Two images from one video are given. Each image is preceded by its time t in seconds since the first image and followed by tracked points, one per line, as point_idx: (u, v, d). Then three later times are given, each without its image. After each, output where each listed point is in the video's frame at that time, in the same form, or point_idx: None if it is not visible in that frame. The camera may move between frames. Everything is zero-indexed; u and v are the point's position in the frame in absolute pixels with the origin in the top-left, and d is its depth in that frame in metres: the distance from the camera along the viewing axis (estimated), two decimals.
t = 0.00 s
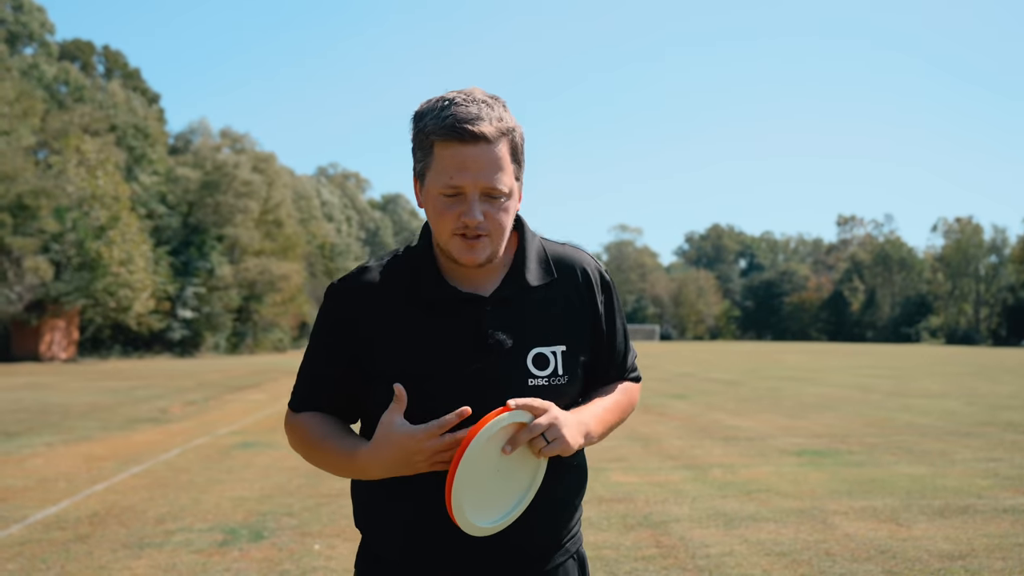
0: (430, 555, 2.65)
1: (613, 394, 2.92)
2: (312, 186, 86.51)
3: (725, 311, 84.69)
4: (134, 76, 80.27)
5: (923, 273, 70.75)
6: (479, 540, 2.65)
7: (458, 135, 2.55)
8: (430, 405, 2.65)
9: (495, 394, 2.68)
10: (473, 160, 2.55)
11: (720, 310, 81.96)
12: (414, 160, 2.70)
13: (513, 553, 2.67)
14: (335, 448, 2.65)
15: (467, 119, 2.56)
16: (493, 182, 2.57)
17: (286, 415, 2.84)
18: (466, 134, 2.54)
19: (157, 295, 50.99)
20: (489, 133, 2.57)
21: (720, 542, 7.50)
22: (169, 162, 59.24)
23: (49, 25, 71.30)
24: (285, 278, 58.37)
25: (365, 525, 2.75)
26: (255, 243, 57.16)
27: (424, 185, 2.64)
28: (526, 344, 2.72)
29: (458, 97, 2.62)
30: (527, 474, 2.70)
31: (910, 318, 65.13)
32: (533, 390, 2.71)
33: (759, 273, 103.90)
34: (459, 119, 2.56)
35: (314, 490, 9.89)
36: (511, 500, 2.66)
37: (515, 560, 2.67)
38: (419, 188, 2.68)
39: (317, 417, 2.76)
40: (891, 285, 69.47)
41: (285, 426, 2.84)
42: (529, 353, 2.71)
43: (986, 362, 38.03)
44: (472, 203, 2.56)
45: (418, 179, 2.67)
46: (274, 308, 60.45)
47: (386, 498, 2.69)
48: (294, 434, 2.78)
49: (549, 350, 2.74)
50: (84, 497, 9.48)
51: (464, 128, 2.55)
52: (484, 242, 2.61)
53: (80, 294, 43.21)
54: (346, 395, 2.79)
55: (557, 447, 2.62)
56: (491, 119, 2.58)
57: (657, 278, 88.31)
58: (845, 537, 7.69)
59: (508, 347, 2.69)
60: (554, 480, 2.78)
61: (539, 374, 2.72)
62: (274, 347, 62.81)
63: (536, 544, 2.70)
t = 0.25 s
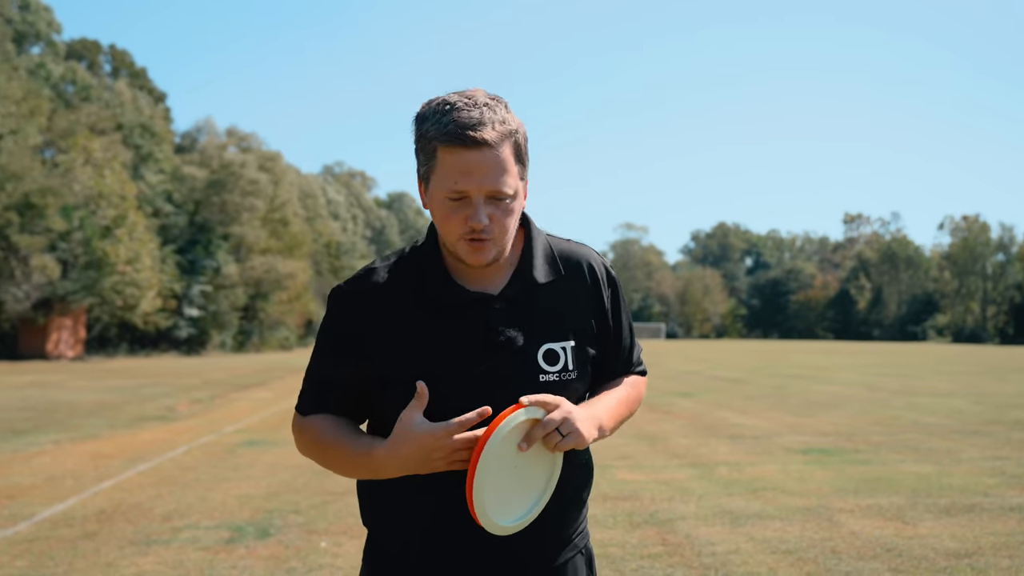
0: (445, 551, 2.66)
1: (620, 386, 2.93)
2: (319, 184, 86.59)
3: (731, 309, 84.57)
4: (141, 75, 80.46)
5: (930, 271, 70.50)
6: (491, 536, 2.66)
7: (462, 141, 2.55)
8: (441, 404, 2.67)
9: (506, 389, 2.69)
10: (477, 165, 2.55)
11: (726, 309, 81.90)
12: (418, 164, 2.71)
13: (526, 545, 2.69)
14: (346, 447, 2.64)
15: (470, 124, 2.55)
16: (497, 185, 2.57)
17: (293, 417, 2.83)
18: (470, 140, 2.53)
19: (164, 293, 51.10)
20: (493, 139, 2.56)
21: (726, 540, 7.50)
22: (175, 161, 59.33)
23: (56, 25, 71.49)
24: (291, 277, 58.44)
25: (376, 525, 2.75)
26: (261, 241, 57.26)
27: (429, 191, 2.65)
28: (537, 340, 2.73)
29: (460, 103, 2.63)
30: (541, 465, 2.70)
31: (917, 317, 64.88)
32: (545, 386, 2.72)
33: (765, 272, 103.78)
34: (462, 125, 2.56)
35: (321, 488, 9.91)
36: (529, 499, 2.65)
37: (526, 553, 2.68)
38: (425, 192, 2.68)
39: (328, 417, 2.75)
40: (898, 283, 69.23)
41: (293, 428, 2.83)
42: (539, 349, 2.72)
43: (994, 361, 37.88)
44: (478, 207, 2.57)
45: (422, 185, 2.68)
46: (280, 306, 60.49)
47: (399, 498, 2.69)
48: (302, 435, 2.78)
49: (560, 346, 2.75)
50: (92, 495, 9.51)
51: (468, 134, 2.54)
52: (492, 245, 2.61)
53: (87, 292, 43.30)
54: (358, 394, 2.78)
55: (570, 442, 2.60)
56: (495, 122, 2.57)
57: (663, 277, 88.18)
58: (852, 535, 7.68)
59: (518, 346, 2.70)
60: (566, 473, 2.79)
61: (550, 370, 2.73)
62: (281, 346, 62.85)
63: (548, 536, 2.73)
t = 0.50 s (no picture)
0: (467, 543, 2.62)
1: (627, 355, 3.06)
2: (323, 180, 86.62)
3: (736, 306, 84.43)
4: (146, 71, 80.58)
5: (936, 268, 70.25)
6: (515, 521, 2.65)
7: (479, 116, 2.57)
8: (468, 390, 2.60)
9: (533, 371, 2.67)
10: (493, 141, 2.57)
11: (731, 305, 81.85)
12: (428, 146, 2.71)
13: (542, 533, 2.68)
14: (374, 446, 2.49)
15: (483, 101, 2.57)
16: (512, 160, 2.59)
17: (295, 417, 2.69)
18: (489, 115, 2.55)
19: (169, 290, 51.20)
20: (510, 112, 2.58)
21: (730, 537, 7.51)
22: (181, 157, 59.41)
23: (61, 21, 71.64)
24: (296, 273, 58.54)
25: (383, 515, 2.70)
26: (266, 238, 57.33)
27: (442, 170, 2.65)
28: (554, 318, 2.75)
29: (471, 80, 2.63)
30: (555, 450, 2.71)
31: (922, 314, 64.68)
32: (568, 362, 2.74)
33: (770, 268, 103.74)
34: (476, 100, 2.58)
35: (326, 484, 9.94)
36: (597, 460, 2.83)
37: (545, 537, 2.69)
38: (435, 171, 2.70)
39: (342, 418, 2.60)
40: (903, 280, 69.02)
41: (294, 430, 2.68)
42: (558, 325, 2.74)
43: (1000, 358, 37.78)
44: (494, 182, 2.58)
45: (434, 164, 2.68)
46: (285, 302, 60.57)
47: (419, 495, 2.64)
48: (309, 439, 2.62)
49: (572, 324, 2.78)
50: (98, 491, 9.54)
51: (485, 111, 2.56)
52: (507, 220, 2.65)
53: (93, 288, 43.35)
54: (366, 384, 2.66)
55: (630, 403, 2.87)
56: (508, 98, 2.59)
57: (667, 273, 88.07)
58: (856, 532, 7.69)
59: (537, 326, 2.69)
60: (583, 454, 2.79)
61: (568, 343, 2.75)
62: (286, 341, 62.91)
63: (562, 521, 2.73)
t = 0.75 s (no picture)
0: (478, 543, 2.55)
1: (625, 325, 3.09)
2: (326, 177, 86.62)
3: (739, 302, 84.33)
4: (149, 68, 80.64)
5: (939, 265, 70.07)
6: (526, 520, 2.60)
7: (494, 119, 2.40)
8: (504, 397, 2.45)
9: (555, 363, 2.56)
10: (512, 142, 2.42)
11: (734, 302, 81.82)
12: (431, 149, 2.51)
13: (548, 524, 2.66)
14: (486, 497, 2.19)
15: (498, 102, 2.40)
16: (527, 159, 2.45)
17: (365, 440, 2.34)
18: (505, 118, 2.38)
19: (171, 286, 51.22)
20: (522, 112, 2.42)
21: (733, 532, 7.51)
22: (184, 153, 59.40)
23: (64, 18, 71.72)
24: (299, 270, 58.56)
25: (376, 512, 2.60)
26: (269, 234, 57.34)
27: (454, 174, 2.47)
28: (563, 310, 2.64)
29: (478, 79, 2.44)
30: (565, 445, 2.61)
31: (926, 310, 64.55)
32: (580, 349, 2.66)
33: (773, 264, 103.67)
34: (493, 102, 2.40)
35: (329, 480, 9.95)
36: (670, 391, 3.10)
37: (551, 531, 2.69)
38: (440, 174, 2.52)
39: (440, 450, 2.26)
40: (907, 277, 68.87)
41: (371, 454, 2.33)
42: (566, 316, 2.63)
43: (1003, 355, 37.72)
44: (513, 183, 2.45)
45: (442, 168, 2.49)
46: (288, 299, 60.56)
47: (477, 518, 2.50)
48: (395, 472, 2.28)
49: (576, 311, 2.71)
50: (101, 487, 9.55)
51: (501, 113, 2.39)
52: (523, 219, 2.52)
53: (96, 285, 43.32)
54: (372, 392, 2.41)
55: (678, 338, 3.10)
56: (520, 97, 2.43)
57: (670, 270, 88.02)
58: (859, 528, 7.68)
59: (552, 317, 2.59)
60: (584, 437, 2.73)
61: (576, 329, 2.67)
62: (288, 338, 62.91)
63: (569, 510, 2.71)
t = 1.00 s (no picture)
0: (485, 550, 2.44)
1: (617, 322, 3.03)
2: (328, 174, 86.65)
3: (742, 299, 84.32)
4: (151, 65, 80.70)
5: (942, 261, 69.97)
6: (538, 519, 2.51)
7: (513, 126, 2.29)
8: (516, 405, 2.38)
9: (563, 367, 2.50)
10: (529, 150, 2.31)
11: (736, 299, 81.87)
12: (443, 154, 2.40)
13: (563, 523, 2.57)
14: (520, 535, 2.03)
15: (515, 107, 2.29)
16: (543, 165, 2.34)
17: (398, 453, 2.17)
18: (522, 127, 2.28)
19: (175, 283, 51.32)
20: (537, 119, 2.32)
21: (736, 530, 7.50)
22: (187, 151, 59.46)
23: (67, 15, 71.87)
24: (302, 267, 58.63)
25: (375, 508, 2.51)
26: (271, 231, 57.38)
27: (466, 178, 2.37)
28: (570, 315, 2.58)
29: (491, 86, 2.34)
30: (570, 451, 2.55)
31: (929, 308, 64.52)
32: (583, 352, 2.59)
33: (776, 262, 103.58)
34: (509, 109, 2.29)
35: (331, 477, 9.96)
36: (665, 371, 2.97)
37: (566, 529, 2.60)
38: (453, 180, 2.41)
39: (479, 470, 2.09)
40: (909, 274, 68.79)
41: (403, 464, 2.16)
42: (571, 318, 2.58)
43: (1006, 351, 37.66)
44: (529, 190, 2.35)
45: (455, 174, 2.39)
46: (291, 296, 60.59)
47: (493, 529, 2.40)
48: (429, 487, 2.12)
49: (580, 313, 2.64)
50: (104, 484, 9.56)
51: (516, 121, 2.29)
52: (537, 227, 2.42)
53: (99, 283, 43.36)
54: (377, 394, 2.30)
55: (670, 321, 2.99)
56: (535, 105, 2.32)
57: (672, 267, 88.02)
58: (862, 527, 7.67)
59: (559, 321, 2.52)
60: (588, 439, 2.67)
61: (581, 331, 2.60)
62: (291, 335, 62.99)
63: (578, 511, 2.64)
